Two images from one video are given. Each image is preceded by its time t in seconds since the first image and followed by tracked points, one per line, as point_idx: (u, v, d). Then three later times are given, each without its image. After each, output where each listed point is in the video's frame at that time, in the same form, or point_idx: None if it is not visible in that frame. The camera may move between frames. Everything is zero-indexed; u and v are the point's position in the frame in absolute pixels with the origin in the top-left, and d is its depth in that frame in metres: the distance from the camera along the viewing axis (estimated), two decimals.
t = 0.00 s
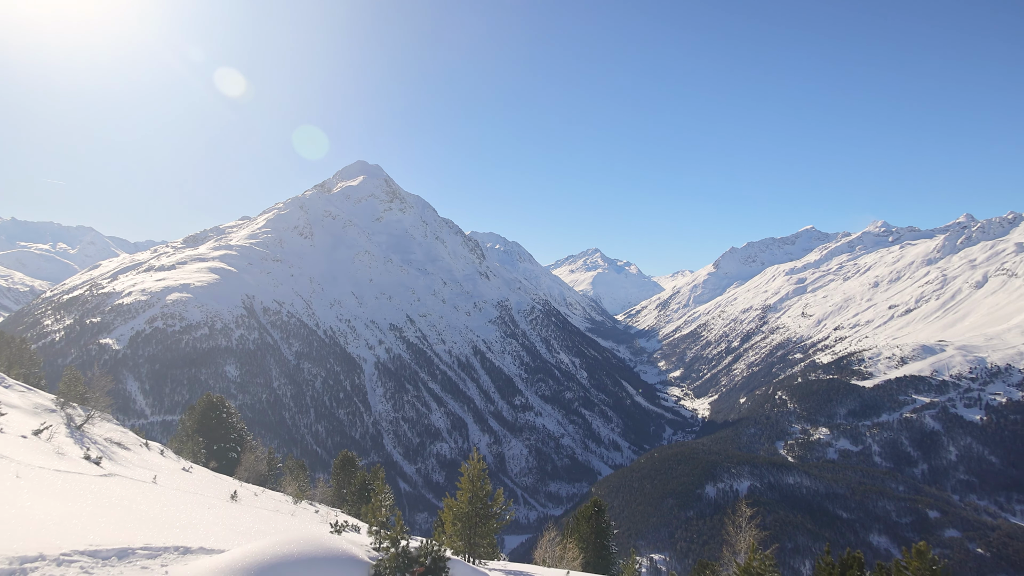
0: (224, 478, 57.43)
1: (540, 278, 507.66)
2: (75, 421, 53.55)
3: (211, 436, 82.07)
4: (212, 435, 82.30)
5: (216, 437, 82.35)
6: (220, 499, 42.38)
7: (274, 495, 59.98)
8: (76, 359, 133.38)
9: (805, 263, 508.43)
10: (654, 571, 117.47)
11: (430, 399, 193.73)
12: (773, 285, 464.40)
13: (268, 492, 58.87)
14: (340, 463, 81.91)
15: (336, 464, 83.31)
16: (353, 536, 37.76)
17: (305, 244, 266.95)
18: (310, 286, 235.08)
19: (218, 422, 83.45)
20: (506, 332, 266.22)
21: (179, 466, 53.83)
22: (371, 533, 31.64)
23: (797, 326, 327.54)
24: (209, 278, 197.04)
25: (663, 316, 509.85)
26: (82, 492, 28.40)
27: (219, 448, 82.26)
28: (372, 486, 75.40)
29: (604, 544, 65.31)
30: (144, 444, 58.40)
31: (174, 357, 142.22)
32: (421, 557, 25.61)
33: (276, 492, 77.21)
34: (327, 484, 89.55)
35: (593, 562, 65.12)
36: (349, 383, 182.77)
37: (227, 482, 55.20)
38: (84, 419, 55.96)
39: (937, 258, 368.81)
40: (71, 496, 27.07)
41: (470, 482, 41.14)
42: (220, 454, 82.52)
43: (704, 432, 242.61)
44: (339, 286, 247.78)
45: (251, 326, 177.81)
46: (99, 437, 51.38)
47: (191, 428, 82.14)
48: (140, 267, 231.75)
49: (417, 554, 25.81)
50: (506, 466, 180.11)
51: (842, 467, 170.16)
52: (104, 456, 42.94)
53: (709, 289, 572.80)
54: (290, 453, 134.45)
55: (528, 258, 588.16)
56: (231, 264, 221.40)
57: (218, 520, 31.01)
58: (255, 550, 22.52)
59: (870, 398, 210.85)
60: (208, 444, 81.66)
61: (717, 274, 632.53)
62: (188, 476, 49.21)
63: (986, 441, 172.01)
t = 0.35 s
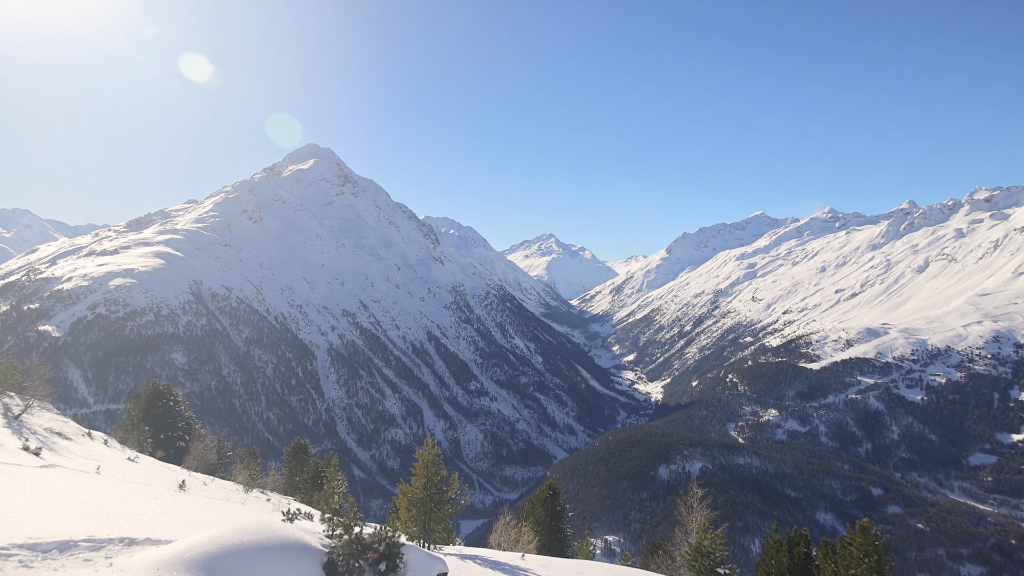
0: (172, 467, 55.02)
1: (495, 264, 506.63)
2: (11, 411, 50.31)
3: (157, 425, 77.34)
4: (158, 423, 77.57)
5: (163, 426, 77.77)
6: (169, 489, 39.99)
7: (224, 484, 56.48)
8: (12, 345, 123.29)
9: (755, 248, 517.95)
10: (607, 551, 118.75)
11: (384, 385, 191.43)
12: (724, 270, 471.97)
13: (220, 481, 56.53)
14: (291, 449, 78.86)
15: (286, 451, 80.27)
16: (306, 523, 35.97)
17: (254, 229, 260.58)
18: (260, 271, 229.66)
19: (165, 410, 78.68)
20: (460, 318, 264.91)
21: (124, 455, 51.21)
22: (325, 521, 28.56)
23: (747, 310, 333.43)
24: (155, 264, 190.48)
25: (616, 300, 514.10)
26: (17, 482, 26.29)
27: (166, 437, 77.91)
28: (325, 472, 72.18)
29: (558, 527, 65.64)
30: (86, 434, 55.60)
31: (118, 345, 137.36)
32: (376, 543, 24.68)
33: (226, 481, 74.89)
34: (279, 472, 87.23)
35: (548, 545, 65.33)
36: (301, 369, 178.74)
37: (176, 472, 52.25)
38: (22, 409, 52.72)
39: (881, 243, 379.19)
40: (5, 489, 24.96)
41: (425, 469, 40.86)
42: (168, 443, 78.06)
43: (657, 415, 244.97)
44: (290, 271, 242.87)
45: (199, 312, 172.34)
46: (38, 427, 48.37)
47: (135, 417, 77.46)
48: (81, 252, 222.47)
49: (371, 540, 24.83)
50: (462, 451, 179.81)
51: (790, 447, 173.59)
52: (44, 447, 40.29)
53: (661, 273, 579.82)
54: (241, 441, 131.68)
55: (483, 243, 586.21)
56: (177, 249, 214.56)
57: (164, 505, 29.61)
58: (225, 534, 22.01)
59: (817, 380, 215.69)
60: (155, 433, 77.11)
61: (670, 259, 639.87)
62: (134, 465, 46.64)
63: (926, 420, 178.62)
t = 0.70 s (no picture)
0: (116, 459, 52.84)
1: (450, 251, 504.49)
2: None
3: (101, 416, 73.28)
4: (101, 415, 73.48)
5: (107, 417, 73.75)
6: (116, 483, 37.94)
7: (174, 475, 54.08)
8: None
9: (707, 236, 525.91)
10: (562, 536, 119.31)
11: (338, 373, 188.37)
12: (677, 256, 478.33)
13: (166, 472, 54.62)
14: (242, 440, 74.89)
15: (237, 442, 75.86)
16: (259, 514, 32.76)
17: (202, 215, 253.61)
18: (209, 259, 223.89)
19: (109, 401, 74.65)
20: (415, 305, 262.91)
21: (65, 448, 48.93)
22: (274, 509, 26.59)
23: (699, 296, 338.60)
24: (97, 250, 183.76)
25: (571, 287, 517.27)
26: None
27: (111, 429, 73.91)
28: (277, 462, 69.75)
29: (515, 512, 65.49)
30: (23, 427, 53.14)
31: (59, 334, 132.22)
32: (329, 532, 23.01)
33: (173, 473, 72.87)
34: (228, 462, 85.09)
35: (504, 531, 65.11)
36: (251, 358, 174.36)
37: (122, 464, 49.79)
38: None
39: (827, 231, 388.53)
40: None
41: (379, 457, 40.20)
42: (113, 435, 74.12)
43: (611, 401, 246.86)
44: (240, 259, 237.37)
45: (144, 300, 166.85)
46: None
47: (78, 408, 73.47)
48: (19, 238, 213.62)
49: (323, 529, 23.23)
50: (416, 438, 178.87)
51: (740, 430, 176.53)
52: None
53: (615, 260, 585.04)
54: (189, 432, 128.54)
55: (437, 231, 583.04)
56: (121, 236, 207.39)
57: (105, 498, 27.90)
58: (168, 530, 20.31)
59: (766, 363, 220.08)
60: (99, 425, 73.15)
61: (623, 246, 645.14)
62: (78, 458, 44.38)
63: (870, 402, 183.64)
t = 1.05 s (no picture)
0: (52, 454, 50.69)
1: (401, 240, 500.03)
2: None
3: (36, 411, 70.22)
4: (36, 409, 70.39)
5: (42, 412, 70.65)
6: (53, 479, 36.43)
7: (113, 469, 51.88)
8: None
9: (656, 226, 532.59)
10: (513, 524, 119.75)
11: (286, 363, 183.97)
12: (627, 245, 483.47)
13: (106, 467, 52.82)
14: (186, 433, 71.56)
15: (182, 435, 72.37)
16: (203, 509, 31.45)
17: (143, 202, 245.49)
18: (151, 248, 217.05)
19: (43, 395, 71.51)
20: (365, 295, 259.88)
21: None
22: (216, 502, 25.45)
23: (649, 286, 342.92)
24: (32, 238, 176.31)
25: (523, 276, 518.54)
26: None
27: (46, 423, 70.81)
28: (222, 454, 67.60)
29: (466, 501, 65.61)
30: None
31: None
32: (276, 524, 22.46)
33: (112, 468, 70.67)
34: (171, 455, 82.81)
35: (456, 520, 64.95)
36: (197, 350, 169.02)
37: (58, 459, 47.56)
38: None
39: (772, 221, 396.93)
40: None
41: (328, 448, 39.59)
42: (49, 430, 70.98)
43: (562, 389, 247.78)
44: (184, 248, 230.81)
45: (82, 290, 160.53)
46: None
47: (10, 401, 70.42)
48: None
49: (271, 521, 22.60)
50: (367, 429, 177.25)
51: (687, 417, 179.13)
52: None
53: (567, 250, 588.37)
54: (131, 426, 124.89)
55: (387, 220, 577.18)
56: (57, 223, 199.22)
57: (40, 495, 26.69)
58: (107, 524, 19.26)
59: (713, 351, 223.84)
60: (34, 420, 70.07)
61: (574, 235, 648.08)
62: (11, 455, 42.46)
63: (812, 388, 188.48)
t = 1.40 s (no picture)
0: None
1: (347, 232, 493.15)
2: None
3: None
4: None
5: None
6: None
7: (43, 468, 49.38)
8: None
9: (602, 220, 537.69)
10: (461, 518, 119.94)
11: (228, 358, 178.27)
12: (574, 239, 486.80)
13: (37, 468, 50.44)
14: (123, 430, 67.70)
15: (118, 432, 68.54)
16: (141, 506, 29.86)
17: (76, 191, 235.62)
18: (84, 239, 208.43)
19: None
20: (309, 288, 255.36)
21: None
22: (154, 499, 24.70)
23: (595, 280, 346.39)
24: None
25: (470, 270, 517.46)
26: None
27: None
28: (162, 452, 65.40)
29: (412, 495, 64.96)
30: None
31: None
32: (216, 523, 21.97)
33: (43, 466, 67.55)
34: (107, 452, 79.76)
35: (402, 514, 64.22)
36: (134, 344, 162.42)
37: None
38: None
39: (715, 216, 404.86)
40: None
41: (271, 443, 39.04)
42: None
43: (509, 382, 247.65)
44: (120, 239, 222.49)
45: (9, 282, 152.71)
46: None
47: None
48: None
49: (210, 519, 22.04)
50: (312, 425, 174.48)
51: (633, 409, 181.08)
52: None
53: (514, 244, 589.20)
54: (64, 424, 119.95)
55: (333, 212, 567.91)
56: None
57: None
58: (41, 522, 18.67)
59: (657, 344, 225.98)
60: None
61: (521, 229, 649.32)
62: None
63: (752, 379, 193.06)
